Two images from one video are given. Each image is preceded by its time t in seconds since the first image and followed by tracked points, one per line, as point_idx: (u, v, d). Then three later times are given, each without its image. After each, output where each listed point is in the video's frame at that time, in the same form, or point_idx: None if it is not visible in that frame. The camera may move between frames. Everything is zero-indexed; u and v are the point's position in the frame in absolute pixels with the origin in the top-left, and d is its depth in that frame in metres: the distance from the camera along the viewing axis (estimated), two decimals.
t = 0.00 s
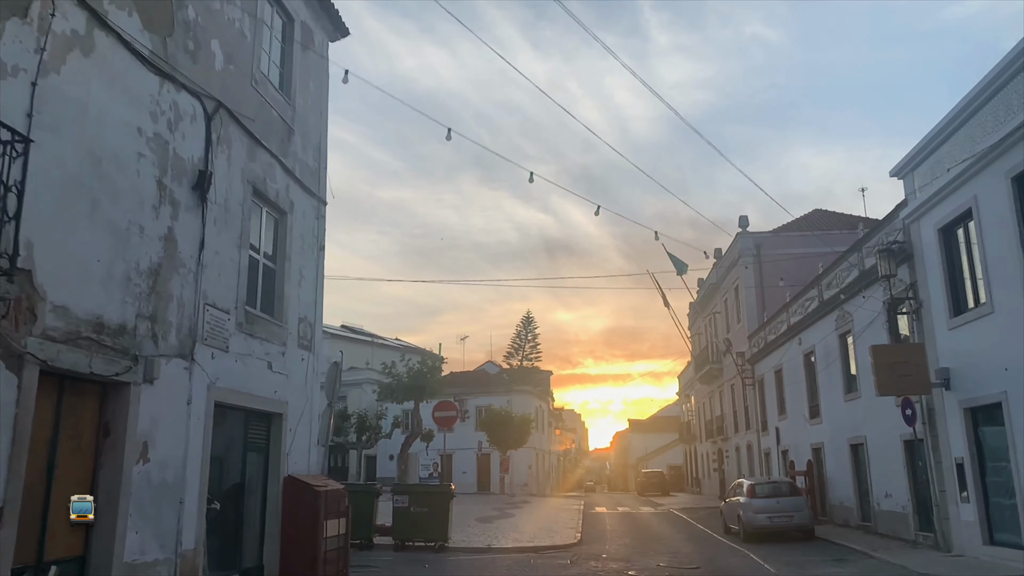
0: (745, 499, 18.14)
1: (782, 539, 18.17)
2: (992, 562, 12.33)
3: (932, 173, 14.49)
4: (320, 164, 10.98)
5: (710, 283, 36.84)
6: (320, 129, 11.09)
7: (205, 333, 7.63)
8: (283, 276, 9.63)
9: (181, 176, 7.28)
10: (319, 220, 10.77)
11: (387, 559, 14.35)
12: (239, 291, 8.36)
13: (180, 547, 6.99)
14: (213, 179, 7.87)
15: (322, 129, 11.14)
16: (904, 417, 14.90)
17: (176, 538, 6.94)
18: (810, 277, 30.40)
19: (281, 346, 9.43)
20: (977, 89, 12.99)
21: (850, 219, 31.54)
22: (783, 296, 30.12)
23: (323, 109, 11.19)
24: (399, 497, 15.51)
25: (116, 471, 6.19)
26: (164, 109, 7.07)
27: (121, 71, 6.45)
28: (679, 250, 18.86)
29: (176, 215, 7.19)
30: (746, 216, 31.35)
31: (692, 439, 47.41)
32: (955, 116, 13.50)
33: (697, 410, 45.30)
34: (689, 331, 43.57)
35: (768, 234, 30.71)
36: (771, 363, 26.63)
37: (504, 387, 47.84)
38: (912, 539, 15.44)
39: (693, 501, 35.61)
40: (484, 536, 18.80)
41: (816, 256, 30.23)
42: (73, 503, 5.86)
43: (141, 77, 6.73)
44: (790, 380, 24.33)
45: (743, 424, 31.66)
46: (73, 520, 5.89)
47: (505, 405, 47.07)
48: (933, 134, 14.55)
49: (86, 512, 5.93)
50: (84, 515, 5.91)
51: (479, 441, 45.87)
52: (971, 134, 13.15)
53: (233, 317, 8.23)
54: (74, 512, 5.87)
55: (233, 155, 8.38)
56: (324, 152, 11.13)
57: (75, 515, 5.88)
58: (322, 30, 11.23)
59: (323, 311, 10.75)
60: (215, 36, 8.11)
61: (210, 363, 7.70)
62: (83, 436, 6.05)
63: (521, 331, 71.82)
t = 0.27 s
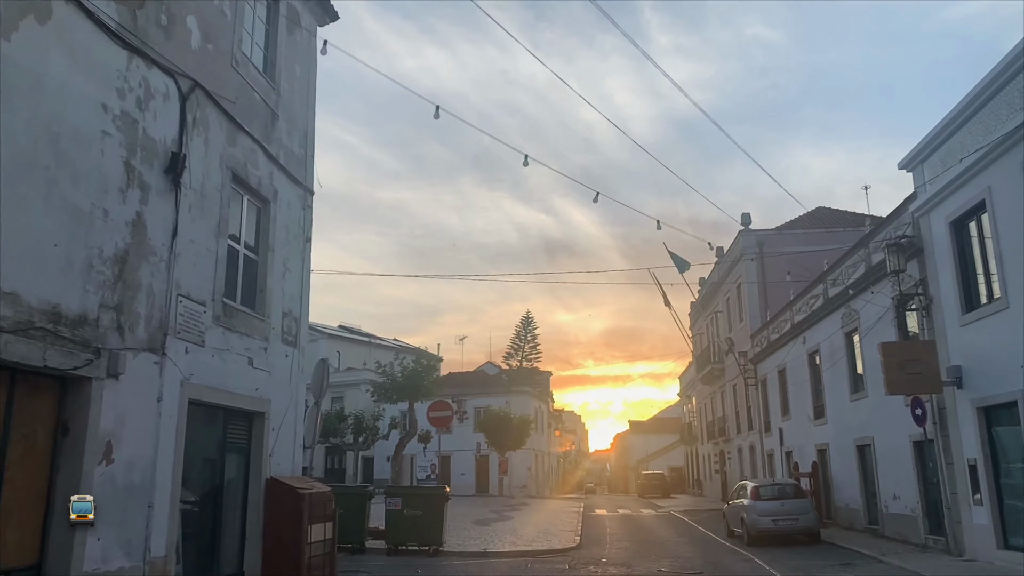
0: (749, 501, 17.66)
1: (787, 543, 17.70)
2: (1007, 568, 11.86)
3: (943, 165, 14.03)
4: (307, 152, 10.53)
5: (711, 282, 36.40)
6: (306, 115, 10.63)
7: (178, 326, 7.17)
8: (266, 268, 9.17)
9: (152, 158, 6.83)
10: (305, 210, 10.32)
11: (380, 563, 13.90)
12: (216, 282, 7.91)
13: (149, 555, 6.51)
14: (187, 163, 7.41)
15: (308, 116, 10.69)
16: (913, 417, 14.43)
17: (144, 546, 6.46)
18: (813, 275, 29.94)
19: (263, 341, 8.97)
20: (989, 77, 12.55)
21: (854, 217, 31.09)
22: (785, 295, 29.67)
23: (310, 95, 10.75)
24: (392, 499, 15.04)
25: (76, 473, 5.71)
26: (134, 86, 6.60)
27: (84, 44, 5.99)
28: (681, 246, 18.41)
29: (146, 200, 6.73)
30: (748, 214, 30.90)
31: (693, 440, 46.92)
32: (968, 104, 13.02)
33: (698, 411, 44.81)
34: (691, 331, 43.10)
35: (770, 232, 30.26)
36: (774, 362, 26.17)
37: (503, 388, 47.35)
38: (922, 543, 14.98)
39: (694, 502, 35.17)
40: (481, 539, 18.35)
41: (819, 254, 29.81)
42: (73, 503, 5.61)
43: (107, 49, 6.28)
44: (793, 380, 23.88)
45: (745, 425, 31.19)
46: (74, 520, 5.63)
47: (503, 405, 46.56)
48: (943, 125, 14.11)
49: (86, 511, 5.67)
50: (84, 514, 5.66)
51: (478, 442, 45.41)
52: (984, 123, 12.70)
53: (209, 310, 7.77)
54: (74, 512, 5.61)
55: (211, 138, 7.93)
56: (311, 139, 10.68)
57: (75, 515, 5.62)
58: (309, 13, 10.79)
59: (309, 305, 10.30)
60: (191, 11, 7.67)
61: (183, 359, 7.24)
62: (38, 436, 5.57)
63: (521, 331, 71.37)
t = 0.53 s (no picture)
0: (751, 502, 17.25)
1: (790, 545, 17.29)
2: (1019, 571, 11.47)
3: (952, 156, 13.63)
4: (293, 139, 10.12)
5: (712, 281, 36.00)
6: (293, 101, 10.22)
7: (150, 317, 6.75)
8: (248, 258, 8.76)
9: (121, 137, 6.42)
10: (292, 199, 9.91)
11: (372, 565, 13.49)
12: (193, 271, 7.49)
13: (116, 560, 6.10)
14: (161, 145, 7.00)
15: (295, 101, 10.28)
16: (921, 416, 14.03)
17: (110, 551, 6.05)
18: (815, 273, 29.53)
19: (245, 335, 8.55)
20: (1000, 64, 12.16)
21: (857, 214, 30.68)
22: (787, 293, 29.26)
23: (297, 81, 10.34)
24: (385, 500, 14.60)
25: (31, 472, 5.30)
26: (99, 60, 6.20)
27: (41, 13, 5.60)
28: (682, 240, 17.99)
29: (115, 181, 6.32)
30: (750, 211, 30.49)
31: (693, 440, 46.48)
32: (977, 93, 12.63)
33: (699, 411, 44.38)
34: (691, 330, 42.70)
35: (772, 229, 29.84)
36: (776, 361, 25.76)
37: (501, 387, 46.84)
38: (930, 545, 14.57)
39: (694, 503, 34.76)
40: (477, 541, 17.92)
41: (822, 251, 29.42)
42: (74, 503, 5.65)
43: (69, 19, 5.89)
44: (796, 379, 23.48)
45: (746, 424, 30.78)
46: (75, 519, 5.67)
47: (502, 405, 46.02)
48: (952, 115, 13.71)
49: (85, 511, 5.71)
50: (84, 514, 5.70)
51: (476, 442, 44.99)
52: (995, 112, 12.31)
53: (185, 301, 7.34)
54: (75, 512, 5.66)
55: (187, 119, 7.52)
56: (298, 126, 10.27)
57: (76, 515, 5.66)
58: None
59: (296, 299, 9.89)
60: None
61: (155, 352, 6.82)
62: None
63: (520, 331, 70.93)
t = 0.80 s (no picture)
0: (755, 503, 16.79)
1: (795, 547, 16.83)
2: None
3: (962, 145, 13.19)
4: (277, 124, 9.69)
5: (713, 279, 35.58)
6: (277, 84, 9.79)
7: (116, 306, 6.30)
8: (228, 246, 8.30)
9: (82, 111, 5.97)
10: (275, 186, 9.47)
11: (363, 569, 13.04)
12: (165, 258, 7.04)
13: (74, 568, 5.64)
14: (128, 122, 6.56)
15: (280, 85, 9.86)
16: (931, 414, 13.58)
17: (67, 558, 5.59)
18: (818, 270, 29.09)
19: (224, 328, 8.10)
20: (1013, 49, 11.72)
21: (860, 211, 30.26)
22: (790, 291, 28.81)
23: (282, 63, 9.92)
24: (377, 502, 14.13)
25: None
26: (57, 28, 5.78)
27: None
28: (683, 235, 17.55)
29: (75, 159, 5.88)
30: (751, 207, 30.06)
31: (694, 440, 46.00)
32: (987, 80, 12.20)
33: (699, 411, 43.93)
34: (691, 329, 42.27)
35: (774, 226, 29.42)
36: (779, 359, 25.32)
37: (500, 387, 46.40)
38: (940, 547, 14.12)
39: (695, 504, 34.31)
40: (474, 544, 17.47)
41: (824, 248, 28.99)
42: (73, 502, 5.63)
43: None
44: (799, 377, 23.05)
45: (748, 424, 30.32)
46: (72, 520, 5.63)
47: (501, 405, 45.58)
48: (961, 103, 13.27)
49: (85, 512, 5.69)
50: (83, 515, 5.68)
51: (474, 443, 44.53)
52: (1008, 98, 11.87)
53: (156, 290, 6.89)
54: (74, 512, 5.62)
55: (158, 95, 7.07)
56: (282, 111, 9.84)
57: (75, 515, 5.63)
58: None
59: (280, 291, 9.44)
60: None
61: (122, 344, 6.36)
62: None
63: (519, 331, 70.48)
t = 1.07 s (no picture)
0: (758, 504, 16.34)
1: (799, 550, 16.39)
2: None
3: (973, 134, 12.74)
4: (260, 108, 9.25)
5: (713, 277, 35.14)
6: (260, 65, 9.35)
7: (77, 292, 5.86)
8: (205, 233, 7.86)
9: (38, 81, 5.54)
10: (258, 172, 9.03)
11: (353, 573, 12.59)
12: (133, 243, 6.59)
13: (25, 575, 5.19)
14: (92, 96, 6.12)
15: (263, 66, 9.43)
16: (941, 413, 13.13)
17: (17, 564, 5.14)
18: (821, 268, 28.66)
19: (201, 319, 7.66)
20: None
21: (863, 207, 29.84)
22: (793, 288, 28.37)
23: (265, 44, 9.50)
24: (368, 503, 13.68)
25: None
26: None
27: None
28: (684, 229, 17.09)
29: (28, 132, 5.44)
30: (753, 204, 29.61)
31: (694, 440, 45.56)
32: (999, 66, 11.76)
33: (700, 411, 43.51)
34: (692, 328, 41.83)
35: (776, 222, 28.98)
36: (781, 358, 24.88)
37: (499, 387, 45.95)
38: (950, 550, 13.68)
39: (696, 505, 33.85)
40: (469, 546, 17.02)
41: (827, 245, 28.56)
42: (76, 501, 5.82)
43: None
44: (802, 376, 22.61)
45: (750, 424, 29.87)
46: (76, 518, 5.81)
47: (499, 405, 45.13)
48: (972, 90, 12.84)
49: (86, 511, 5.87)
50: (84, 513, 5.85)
51: (472, 443, 44.07)
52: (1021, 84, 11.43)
53: (123, 277, 6.44)
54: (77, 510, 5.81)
55: (127, 69, 6.63)
56: (266, 94, 9.41)
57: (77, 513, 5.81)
58: None
59: (262, 282, 8.99)
60: None
61: (84, 334, 5.92)
62: None
63: (518, 330, 70.01)
